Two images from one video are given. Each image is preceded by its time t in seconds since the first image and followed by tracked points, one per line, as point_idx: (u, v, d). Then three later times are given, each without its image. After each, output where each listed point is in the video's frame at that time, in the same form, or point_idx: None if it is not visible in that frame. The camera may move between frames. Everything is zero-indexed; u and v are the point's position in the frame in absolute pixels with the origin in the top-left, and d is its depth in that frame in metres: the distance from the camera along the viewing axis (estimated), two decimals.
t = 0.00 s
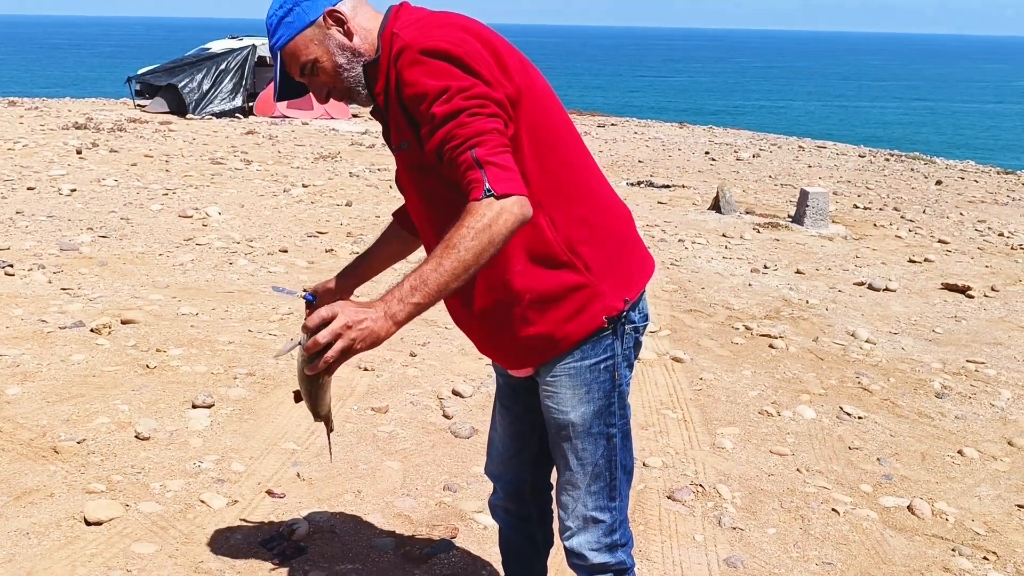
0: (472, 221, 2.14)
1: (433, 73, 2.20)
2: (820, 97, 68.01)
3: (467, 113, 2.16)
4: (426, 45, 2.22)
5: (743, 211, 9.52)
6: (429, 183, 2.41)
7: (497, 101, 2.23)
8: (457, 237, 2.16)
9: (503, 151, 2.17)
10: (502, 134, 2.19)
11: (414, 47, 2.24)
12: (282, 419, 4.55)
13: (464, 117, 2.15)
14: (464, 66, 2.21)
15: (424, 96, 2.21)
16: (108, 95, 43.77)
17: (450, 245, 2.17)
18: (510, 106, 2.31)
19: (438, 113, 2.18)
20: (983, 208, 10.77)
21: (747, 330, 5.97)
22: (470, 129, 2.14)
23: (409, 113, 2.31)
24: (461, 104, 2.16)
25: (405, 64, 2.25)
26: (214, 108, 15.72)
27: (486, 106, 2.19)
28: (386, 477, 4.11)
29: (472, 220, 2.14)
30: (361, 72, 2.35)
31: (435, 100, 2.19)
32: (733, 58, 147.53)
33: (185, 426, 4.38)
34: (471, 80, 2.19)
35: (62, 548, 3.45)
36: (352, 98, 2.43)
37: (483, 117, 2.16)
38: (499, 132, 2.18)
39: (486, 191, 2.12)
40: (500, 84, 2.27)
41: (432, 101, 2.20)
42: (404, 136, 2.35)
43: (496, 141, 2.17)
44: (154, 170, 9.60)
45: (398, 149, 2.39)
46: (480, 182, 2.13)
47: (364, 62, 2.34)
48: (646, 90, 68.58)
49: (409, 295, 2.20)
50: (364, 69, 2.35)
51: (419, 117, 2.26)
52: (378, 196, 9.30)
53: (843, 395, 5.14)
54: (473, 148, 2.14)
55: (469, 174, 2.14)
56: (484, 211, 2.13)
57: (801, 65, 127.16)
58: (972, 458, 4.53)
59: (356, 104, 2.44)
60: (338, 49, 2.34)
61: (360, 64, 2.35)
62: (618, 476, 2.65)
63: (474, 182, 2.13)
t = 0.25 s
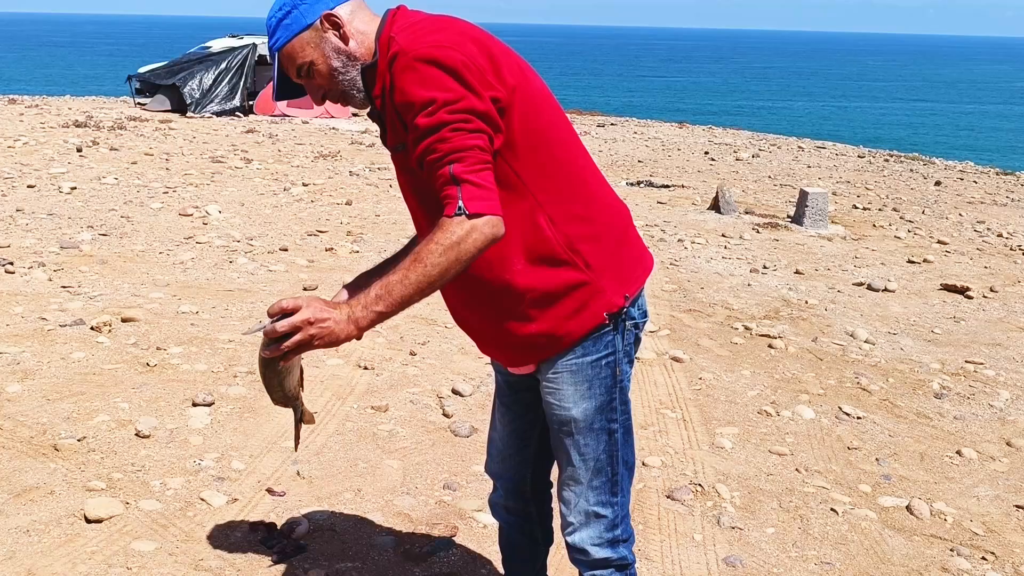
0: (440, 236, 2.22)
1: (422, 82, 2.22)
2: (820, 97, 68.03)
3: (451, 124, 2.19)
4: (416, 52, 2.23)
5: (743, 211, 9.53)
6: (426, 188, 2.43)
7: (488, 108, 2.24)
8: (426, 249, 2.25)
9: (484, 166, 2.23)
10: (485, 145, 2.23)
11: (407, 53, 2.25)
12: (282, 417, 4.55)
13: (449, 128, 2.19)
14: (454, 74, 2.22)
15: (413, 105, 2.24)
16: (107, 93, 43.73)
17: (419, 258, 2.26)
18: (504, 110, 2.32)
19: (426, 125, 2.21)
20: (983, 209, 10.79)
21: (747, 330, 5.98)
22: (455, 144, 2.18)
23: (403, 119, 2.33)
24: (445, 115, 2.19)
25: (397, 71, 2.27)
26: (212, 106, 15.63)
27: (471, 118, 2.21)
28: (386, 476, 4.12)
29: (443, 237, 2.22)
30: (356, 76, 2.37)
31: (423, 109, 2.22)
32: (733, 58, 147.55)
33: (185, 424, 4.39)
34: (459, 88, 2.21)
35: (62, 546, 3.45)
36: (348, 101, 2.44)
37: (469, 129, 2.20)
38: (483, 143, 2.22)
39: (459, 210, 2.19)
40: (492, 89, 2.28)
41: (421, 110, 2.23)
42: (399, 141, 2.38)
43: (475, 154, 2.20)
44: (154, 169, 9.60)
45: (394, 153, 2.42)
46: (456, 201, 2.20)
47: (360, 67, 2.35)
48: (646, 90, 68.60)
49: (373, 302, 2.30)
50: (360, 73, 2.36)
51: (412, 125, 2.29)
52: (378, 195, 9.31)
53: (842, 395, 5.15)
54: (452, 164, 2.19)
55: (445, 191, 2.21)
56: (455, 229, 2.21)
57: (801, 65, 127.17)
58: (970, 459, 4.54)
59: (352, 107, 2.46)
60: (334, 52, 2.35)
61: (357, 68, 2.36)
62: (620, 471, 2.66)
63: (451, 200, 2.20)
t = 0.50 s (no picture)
0: (436, 245, 2.26)
1: (423, 84, 2.21)
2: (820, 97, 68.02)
3: (450, 129, 2.20)
4: (417, 54, 2.23)
5: (743, 211, 9.52)
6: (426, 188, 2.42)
7: (489, 109, 2.24)
8: (421, 254, 2.29)
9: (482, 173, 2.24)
10: (484, 149, 2.24)
11: (407, 58, 2.24)
12: (281, 415, 4.55)
13: (448, 132, 2.20)
14: (454, 79, 2.21)
15: (413, 108, 2.24)
16: (108, 91, 43.74)
17: (413, 260, 2.30)
18: (506, 110, 2.31)
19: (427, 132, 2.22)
20: (983, 210, 10.78)
21: (746, 330, 5.98)
22: (455, 155, 2.21)
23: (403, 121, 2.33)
24: (445, 120, 2.20)
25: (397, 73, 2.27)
26: (211, 105, 15.63)
27: (471, 122, 2.22)
28: (385, 474, 4.12)
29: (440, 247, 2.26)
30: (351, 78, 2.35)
31: (424, 112, 2.22)
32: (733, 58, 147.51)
33: (183, 422, 4.38)
34: (459, 90, 2.21)
35: (60, 543, 3.45)
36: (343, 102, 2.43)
37: (468, 140, 2.21)
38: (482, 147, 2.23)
39: (456, 223, 2.24)
40: (493, 91, 2.27)
41: (421, 113, 2.23)
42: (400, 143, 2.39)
43: (470, 161, 2.22)
44: (155, 167, 9.60)
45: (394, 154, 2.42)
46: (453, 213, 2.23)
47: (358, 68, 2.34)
48: (647, 90, 68.58)
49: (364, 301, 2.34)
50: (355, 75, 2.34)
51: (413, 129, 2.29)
52: (378, 194, 9.30)
53: (842, 395, 5.15)
54: (451, 177, 2.22)
55: (443, 203, 2.25)
56: (453, 241, 2.25)
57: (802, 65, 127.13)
58: (970, 459, 4.54)
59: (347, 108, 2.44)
60: (328, 52, 2.34)
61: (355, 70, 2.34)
62: (622, 468, 2.66)
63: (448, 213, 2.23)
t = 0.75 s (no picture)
0: (431, 240, 2.28)
1: (425, 79, 2.22)
2: (823, 98, 67.99)
3: (451, 124, 2.20)
4: (419, 49, 2.23)
5: (743, 211, 9.51)
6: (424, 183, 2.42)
7: (491, 104, 2.25)
8: (415, 246, 2.30)
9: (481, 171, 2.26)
10: (484, 145, 2.25)
11: (410, 52, 2.24)
12: (278, 411, 4.54)
13: (449, 127, 2.20)
14: (456, 78, 2.21)
15: (415, 103, 2.24)
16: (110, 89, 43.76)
17: (406, 252, 2.32)
18: (508, 105, 2.31)
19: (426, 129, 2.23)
20: (984, 211, 10.77)
21: (745, 329, 5.97)
22: (453, 155, 2.22)
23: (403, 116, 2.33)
24: (446, 114, 2.20)
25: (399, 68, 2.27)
26: (211, 104, 15.67)
27: (472, 119, 2.22)
28: (382, 471, 4.11)
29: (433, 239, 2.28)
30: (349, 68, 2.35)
31: (425, 107, 2.23)
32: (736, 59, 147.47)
33: (180, 417, 4.38)
34: (460, 85, 2.21)
35: (55, 537, 3.45)
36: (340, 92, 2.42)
37: (467, 139, 2.22)
38: (482, 143, 2.24)
39: (452, 221, 2.26)
40: (495, 88, 2.27)
41: (423, 108, 2.23)
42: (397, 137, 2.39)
43: (468, 157, 2.23)
44: (155, 164, 9.59)
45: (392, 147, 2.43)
46: (450, 211, 2.26)
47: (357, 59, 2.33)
48: (649, 90, 68.57)
49: (351, 284, 2.38)
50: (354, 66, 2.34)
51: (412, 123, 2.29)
52: (378, 192, 9.30)
53: (840, 395, 5.14)
54: (450, 176, 2.24)
55: (440, 201, 2.27)
56: (448, 237, 2.27)
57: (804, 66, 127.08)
58: (968, 459, 4.53)
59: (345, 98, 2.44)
60: (326, 41, 2.34)
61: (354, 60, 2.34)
62: (618, 462, 2.66)
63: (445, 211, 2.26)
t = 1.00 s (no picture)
0: (430, 234, 2.27)
1: (426, 72, 2.21)
2: (824, 98, 67.93)
3: (451, 118, 2.20)
4: (420, 42, 2.22)
5: (744, 210, 9.50)
6: (422, 177, 2.41)
7: (492, 99, 2.24)
8: (415, 240, 2.29)
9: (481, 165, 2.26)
10: (485, 139, 2.24)
11: (410, 45, 2.23)
12: (277, 408, 4.54)
13: (449, 121, 2.20)
14: (456, 71, 2.20)
15: (415, 97, 2.24)
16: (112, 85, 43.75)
17: (406, 246, 2.31)
18: (509, 100, 2.31)
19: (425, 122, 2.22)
20: (985, 211, 10.75)
21: (745, 328, 5.97)
22: (451, 148, 2.21)
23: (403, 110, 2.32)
24: (447, 108, 2.20)
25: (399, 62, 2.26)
26: (213, 99, 15.69)
27: (472, 113, 2.22)
28: (381, 467, 4.11)
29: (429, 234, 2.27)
30: (348, 62, 2.33)
31: (426, 101, 2.22)
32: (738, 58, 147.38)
33: (179, 413, 4.38)
34: (461, 78, 2.21)
35: (53, 532, 3.44)
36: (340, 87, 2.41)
37: (466, 132, 2.21)
38: (482, 137, 2.23)
39: (451, 215, 2.25)
40: (496, 82, 2.26)
41: (423, 101, 2.22)
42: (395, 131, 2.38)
43: (467, 151, 2.22)
44: (156, 160, 9.59)
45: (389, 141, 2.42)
46: (447, 205, 2.25)
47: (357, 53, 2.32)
48: (651, 89, 68.54)
49: (350, 279, 2.37)
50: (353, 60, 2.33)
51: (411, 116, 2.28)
52: (379, 189, 9.29)
53: (840, 394, 5.14)
54: (448, 170, 2.24)
55: (440, 194, 2.27)
56: (447, 231, 2.26)
57: (806, 66, 126.97)
58: (967, 459, 4.52)
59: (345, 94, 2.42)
60: (326, 34, 2.33)
61: (354, 55, 2.33)
62: (616, 458, 2.66)
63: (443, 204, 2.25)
